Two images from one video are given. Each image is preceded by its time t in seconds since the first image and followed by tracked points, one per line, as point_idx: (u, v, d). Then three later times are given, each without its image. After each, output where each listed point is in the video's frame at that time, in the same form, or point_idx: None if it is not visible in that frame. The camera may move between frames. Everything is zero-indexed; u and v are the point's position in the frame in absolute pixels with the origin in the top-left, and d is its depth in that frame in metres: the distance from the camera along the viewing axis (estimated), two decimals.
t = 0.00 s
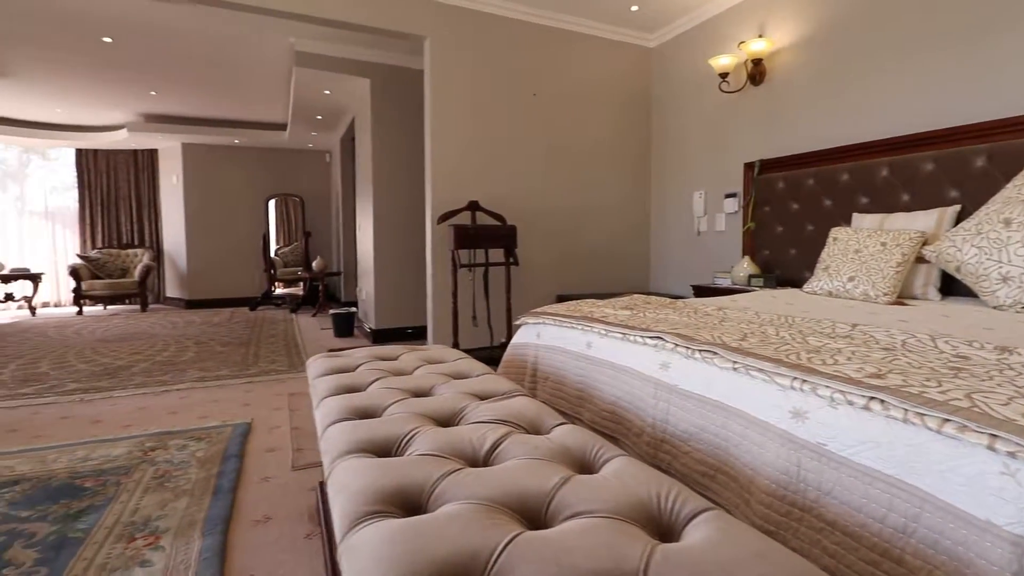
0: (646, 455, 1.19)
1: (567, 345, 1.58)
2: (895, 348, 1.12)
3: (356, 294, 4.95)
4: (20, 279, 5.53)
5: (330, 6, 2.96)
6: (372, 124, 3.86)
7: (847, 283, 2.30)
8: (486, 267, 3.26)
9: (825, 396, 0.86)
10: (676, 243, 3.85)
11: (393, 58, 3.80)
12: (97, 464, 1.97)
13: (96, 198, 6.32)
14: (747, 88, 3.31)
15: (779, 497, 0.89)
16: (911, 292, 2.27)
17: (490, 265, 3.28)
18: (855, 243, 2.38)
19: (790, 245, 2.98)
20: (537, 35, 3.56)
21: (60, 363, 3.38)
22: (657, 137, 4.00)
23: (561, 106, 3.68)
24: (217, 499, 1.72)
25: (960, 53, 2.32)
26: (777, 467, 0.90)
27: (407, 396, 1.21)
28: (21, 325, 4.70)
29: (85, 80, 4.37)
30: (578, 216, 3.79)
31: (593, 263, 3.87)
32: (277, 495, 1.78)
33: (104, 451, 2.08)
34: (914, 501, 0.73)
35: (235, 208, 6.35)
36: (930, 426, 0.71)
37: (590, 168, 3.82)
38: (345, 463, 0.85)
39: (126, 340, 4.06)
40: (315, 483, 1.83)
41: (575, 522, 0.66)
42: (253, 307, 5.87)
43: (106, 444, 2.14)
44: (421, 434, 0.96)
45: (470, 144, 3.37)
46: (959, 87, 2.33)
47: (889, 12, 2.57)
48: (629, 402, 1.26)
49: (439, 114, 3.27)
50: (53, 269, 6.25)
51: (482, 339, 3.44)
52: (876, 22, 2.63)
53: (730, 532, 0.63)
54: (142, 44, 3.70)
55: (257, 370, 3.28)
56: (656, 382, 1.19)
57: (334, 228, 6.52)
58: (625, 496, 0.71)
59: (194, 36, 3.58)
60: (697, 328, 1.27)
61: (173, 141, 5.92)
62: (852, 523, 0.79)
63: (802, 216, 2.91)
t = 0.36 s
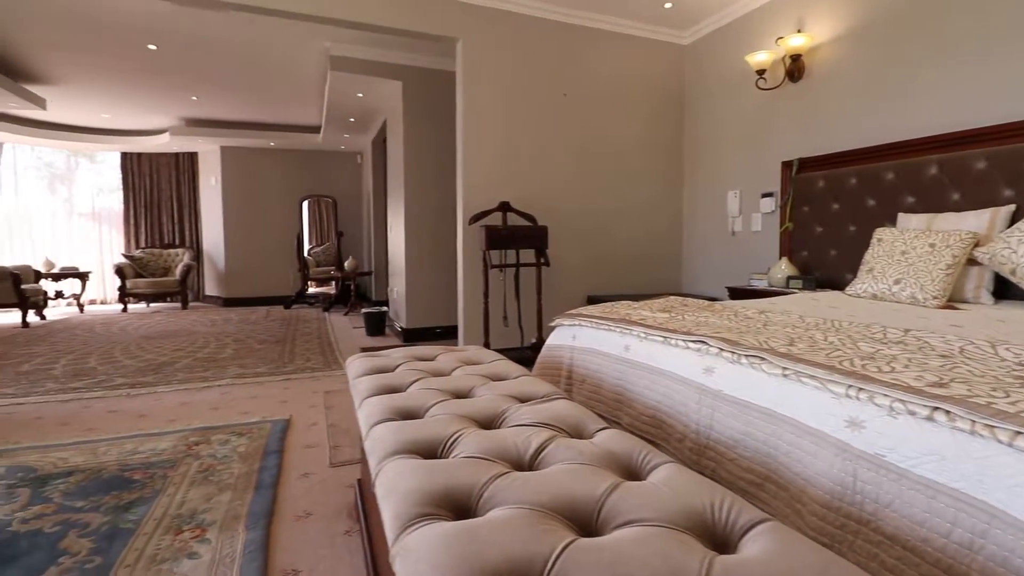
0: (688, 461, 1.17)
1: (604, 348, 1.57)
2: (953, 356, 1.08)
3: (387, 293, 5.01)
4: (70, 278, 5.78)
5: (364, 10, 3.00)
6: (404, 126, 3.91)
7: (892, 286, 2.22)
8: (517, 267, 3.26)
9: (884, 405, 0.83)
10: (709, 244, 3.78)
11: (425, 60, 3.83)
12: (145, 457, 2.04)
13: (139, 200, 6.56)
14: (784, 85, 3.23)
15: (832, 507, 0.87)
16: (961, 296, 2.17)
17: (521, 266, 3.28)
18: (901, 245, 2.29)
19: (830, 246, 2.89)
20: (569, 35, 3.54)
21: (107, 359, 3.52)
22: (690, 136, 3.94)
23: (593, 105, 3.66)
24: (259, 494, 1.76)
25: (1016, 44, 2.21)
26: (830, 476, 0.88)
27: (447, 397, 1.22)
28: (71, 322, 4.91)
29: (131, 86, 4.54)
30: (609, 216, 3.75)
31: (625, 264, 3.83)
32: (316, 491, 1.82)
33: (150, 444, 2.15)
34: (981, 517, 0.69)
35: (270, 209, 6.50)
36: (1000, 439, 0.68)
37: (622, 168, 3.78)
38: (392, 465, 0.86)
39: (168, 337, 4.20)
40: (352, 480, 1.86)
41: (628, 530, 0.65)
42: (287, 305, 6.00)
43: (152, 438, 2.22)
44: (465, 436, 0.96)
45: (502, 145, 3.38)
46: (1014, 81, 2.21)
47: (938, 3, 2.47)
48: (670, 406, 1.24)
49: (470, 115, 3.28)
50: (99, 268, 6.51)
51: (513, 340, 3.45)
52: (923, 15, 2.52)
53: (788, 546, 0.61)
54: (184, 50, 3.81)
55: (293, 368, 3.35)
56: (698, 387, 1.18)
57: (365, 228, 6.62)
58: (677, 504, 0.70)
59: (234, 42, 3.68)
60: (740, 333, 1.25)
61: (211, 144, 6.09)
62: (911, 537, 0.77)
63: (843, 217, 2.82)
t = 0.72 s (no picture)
0: (733, 468, 1.15)
1: (641, 352, 1.55)
2: (1015, 364, 1.03)
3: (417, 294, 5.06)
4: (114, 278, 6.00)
5: (396, 15, 3.03)
6: (434, 129, 3.94)
7: (941, 289, 2.14)
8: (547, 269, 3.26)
9: (947, 416, 0.80)
10: (743, 245, 3.71)
11: (456, 63, 3.86)
12: (189, 453, 2.10)
13: (178, 203, 6.77)
14: (822, 82, 3.14)
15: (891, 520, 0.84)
16: (1014, 301, 2.08)
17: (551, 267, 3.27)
18: (949, 246, 2.21)
19: (871, 247, 2.80)
20: (600, 35, 3.52)
21: (150, 356, 3.65)
22: (723, 135, 3.87)
23: (623, 105, 3.63)
24: (299, 491, 1.80)
25: None
26: (888, 488, 0.85)
27: (488, 400, 1.23)
28: (115, 320, 5.10)
29: (171, 92, 4.69)
30: (639, 216, 3.72)
31: (655, 265, 3.79)
32: (354, 489, 1.85)
33: (194, 440, 2.22)
34: None
35: (302, 211, 6.63)
36: None
37: (653, 168, 3.74)
38: (439, 468, 0.87)
39: (207, 335, 4.32)
40: (388, 479, 1.89)
41: (682, 541, 0.64)
42: (318, 305, 6.12)
43: (195, 434, 2.29)
44: (509, 440, 0.96)
45: (532, 147, 3.38)
46: None
47: None
48: (714, 413, 1.22)
49: (499, 117, 3.29)
50: (141, 268, 6.75)
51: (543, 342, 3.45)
52: (972, 7, 2.42)
53: (850, 561, 0.60)
54: (222, 57, 3.93)
55: (327, 367, 3.42)
56: (744, 393, 1.16)
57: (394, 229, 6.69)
58: (731, 516, 0.69)
59: (270, 49, 3.77)
60: (787, 338, 1.22)
61: (246, 148, 6.25)
62: (978, 554, 0.74)
63: (885, 217, 2.73)
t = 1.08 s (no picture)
0: (778, 477, 1.12)
1: (678, 356, 1.53)
2: None
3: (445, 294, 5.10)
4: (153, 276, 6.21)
5: (428, 19, 3.06)
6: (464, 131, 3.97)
7: (991, 294, 2.05)
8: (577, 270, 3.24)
9: (1012, 430, 0.77)
10: (777, 246, 3.62)
11: (485, 64, 3.87)
12: (230, 449, 2.16)
13: (213, 204, 6.96)
14: (862, 79, 3.04)
15: (951, 536, 0.81)
16: None
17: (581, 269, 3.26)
18: (1001, 249, 2.11)
19: (914, 249, 2.71)
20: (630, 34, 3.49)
21: (189, 353, 3.76)
22: (757, 134, 3.79)
23: (654, 105, 3.58)
24: (336, 489, 1.83)
25: None
26: (948, 503, 0.82)
27: (526, 403, 1.23)
28: (155, 318, 5.27)
29: (209, 97, 4.82)
30: (670, 216, 3.67)
31: (686, 266, 3.73)
32: (389, 488, 1.88)
33: (234, 437, 2.28)
34: None
35: (332, 211, 6.75)
36: None
37: (684, 168, 3.68)
38: (484, 473, 0.87)
39: (242, 333, 4.44)
40: (422, 480, 1.91)
41: (738, 554, 0.64)
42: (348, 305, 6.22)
43: (234, 430, 2.35)
44: (551, 446, 0.96)
45: (561, 148, 3.37)
46: None
47: None
48: (757, 420, 1.19)
49: (528, 118, 3.29)
50: (179, 267, 6.97)
51: (572, 344, 3.44)
52: None
53: None
54: (259, 63, 4.02)
55: (358, 366, 3.47)
56: (789, 401, 1.13)
57: (422, 229, 6.76)
58: (786, 529, 0.67)
59: (304, 54, 3.84)
60: (834, 344, 1.19)
61: (279, 150, 6.39)
62: None
63: (929, 218, 2.63)
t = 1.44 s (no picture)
0: (823, 484, 1.10)
1: (716, 359, 1.51)
2: None
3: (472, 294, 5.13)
4: (190, 276, 6.39)
5: (458, 21, 3.07)
6: (493, 131, 3.98)
7: None
8: (606, 271, 3.22)
9: None
10: (813, 246, 3.54)
11: (514, 65, 3.88)
12: (267, 445, 2.22)
13: (246, 205, 7.13)
14: (904, 75, 2.94)
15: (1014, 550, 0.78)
16: None
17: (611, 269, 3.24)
18: None
19: (960, 250, 2.61)
20: (661, 32, 3.45)
21: (226, 351, 3.86)
22: (791, 131, 3.71)
23: (685, 103, 3.53)
24: (371, 486, 1.86)
25: None
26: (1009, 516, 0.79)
27: (563, 405, 1.23)
28: (192, 316, 5.43)
29: (244, 101, 4.94)
30: (701, 216, 3.62)
31: (717, 267, 3.67)
32: (423, 487, 1.90)
33: (271, 433, 2.34)
34: None
35: (361, 212, 6.85)
36: None
37: (715, 167, 3.62)
38: (527, 475, 0.88)
39: (275, 331, 4.54)
40: (455, 479, 1.92)
41: (794, 565, 0.62)
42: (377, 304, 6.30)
43: (271, 427, 2.41)
44: (593, 449, 0.96)
45: (591, 148, 3.35)
46: None
47: None
48: (801, 426, 1.17)
49: (557, 119, 3.28)
50: (214, 267, 7.16)
51: (600, 345, 3.43)
52: None
53: None
54: (292, 67, 4.10)
55: (388, 365, 3.51)
56: (836, 407, 1.10)
57: (449, 229, 6.80)
58: (842, 540, 0.66)
59: (336, 57, 3.91)
60: (883, 350, 1.16)
61: (310, 152, 6.51)
62: None
63: (976, 217, 2.53)
